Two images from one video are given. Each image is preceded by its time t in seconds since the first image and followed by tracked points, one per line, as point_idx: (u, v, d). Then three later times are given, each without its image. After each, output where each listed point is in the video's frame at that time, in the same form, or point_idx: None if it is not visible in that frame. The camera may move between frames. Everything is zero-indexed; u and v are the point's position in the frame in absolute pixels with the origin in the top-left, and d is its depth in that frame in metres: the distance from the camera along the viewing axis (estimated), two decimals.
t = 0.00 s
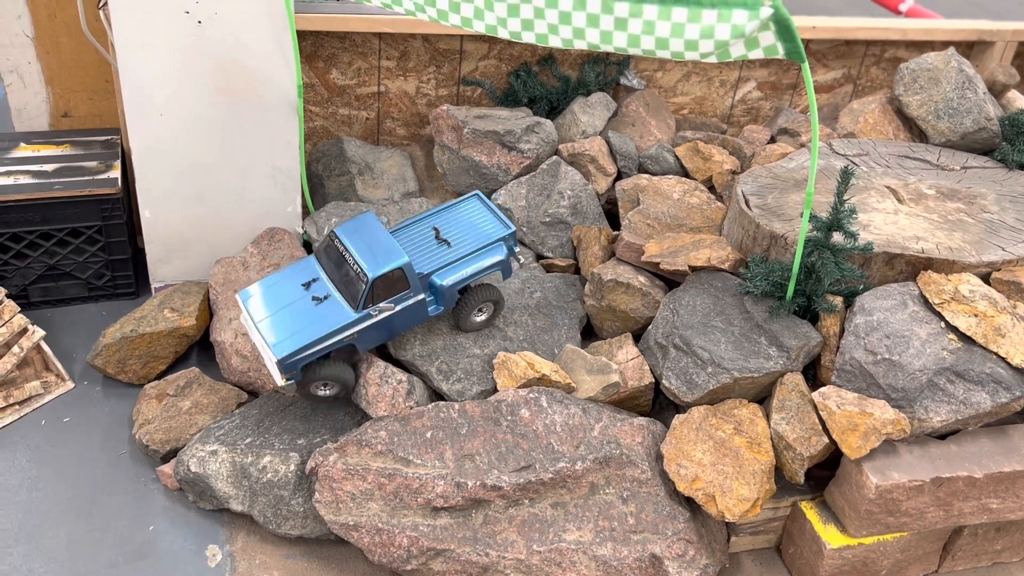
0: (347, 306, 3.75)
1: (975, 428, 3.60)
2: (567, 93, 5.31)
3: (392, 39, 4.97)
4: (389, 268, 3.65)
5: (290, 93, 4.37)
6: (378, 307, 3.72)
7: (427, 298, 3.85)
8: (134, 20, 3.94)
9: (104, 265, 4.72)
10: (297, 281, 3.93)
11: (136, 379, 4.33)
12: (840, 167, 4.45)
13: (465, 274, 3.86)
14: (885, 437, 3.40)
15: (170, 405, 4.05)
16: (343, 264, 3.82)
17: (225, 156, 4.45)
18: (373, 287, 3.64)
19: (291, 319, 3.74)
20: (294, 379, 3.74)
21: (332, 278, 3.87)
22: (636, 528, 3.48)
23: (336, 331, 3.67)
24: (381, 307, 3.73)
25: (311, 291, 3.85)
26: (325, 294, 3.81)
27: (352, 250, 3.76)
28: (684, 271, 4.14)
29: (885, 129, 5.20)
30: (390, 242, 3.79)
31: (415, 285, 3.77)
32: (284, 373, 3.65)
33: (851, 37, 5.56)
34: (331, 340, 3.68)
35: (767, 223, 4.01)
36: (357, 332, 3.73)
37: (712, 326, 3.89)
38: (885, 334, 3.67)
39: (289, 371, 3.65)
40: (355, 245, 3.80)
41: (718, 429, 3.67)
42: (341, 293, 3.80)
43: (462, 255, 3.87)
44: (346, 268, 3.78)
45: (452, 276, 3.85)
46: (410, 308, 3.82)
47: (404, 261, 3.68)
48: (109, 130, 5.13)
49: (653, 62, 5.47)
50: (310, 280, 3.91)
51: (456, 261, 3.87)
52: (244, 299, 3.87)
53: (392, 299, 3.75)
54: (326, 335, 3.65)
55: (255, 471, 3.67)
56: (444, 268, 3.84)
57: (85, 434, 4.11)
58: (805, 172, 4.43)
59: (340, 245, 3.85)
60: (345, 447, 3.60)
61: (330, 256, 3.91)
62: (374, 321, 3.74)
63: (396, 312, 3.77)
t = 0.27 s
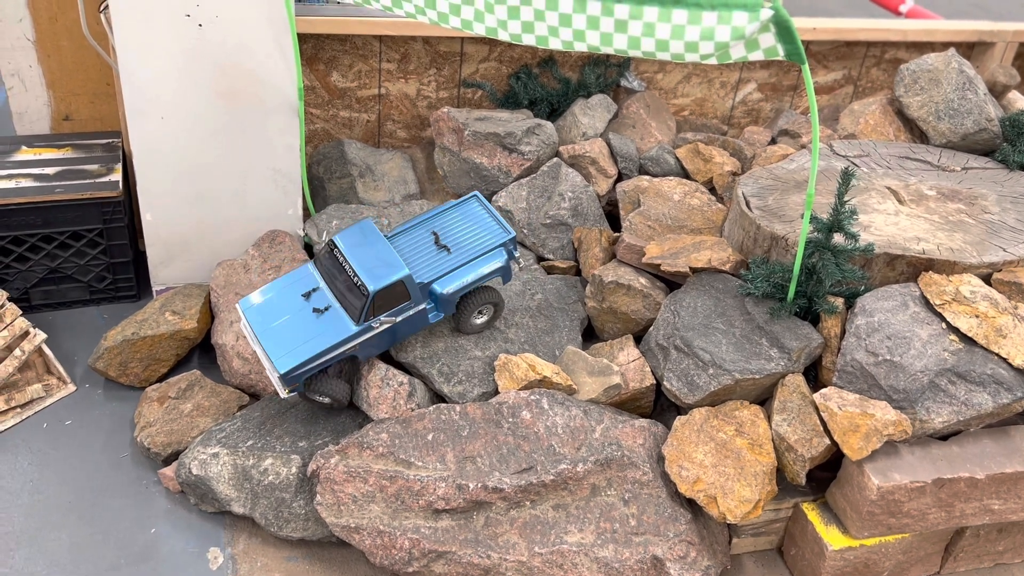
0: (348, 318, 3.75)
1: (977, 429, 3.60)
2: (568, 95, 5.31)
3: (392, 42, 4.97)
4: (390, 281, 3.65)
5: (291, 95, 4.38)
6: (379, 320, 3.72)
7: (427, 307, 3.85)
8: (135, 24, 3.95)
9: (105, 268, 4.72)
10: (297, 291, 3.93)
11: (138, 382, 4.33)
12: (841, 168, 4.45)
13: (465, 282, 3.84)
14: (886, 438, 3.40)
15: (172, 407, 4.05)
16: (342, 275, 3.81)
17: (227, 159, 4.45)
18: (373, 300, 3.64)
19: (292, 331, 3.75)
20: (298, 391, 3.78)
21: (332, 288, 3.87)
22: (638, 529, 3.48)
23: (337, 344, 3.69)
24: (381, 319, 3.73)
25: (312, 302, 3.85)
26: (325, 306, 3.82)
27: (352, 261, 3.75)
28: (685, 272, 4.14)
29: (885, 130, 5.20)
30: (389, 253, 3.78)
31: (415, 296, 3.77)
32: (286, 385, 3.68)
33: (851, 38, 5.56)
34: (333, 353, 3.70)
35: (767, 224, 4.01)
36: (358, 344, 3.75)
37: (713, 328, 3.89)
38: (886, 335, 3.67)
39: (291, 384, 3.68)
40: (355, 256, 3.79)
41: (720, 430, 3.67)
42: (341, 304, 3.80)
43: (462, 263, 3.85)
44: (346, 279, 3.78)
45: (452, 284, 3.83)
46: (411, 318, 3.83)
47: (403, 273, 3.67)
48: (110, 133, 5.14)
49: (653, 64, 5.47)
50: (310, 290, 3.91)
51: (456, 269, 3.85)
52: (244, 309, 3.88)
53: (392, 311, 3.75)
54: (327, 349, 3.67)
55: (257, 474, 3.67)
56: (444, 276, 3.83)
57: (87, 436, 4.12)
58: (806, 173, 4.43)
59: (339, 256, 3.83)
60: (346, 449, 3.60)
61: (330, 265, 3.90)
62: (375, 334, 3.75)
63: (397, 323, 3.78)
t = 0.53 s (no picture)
0: (347, 321, 3.76)
1: (978, 430, 3.60)
2: (568, 97, 5.32)
3: (393, 44, 4.98)
4: (390, 283, 3.65)
5: (292, 97, 4.39)
6: (379, 322, 3.73)
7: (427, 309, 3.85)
8: (137, 27, 3.96)
9: (107, 271, 4.73)
10: (297, 293, 3.93)
11: (140, 384, 4.34)
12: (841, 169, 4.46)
13: (466, 284, 3.84)
14: (887, 439, 3.40)
15: (174, 410, 4.06)
16: (343, 277, 3.81)
17: (228, 161, 4.46)
18: (373, 303, 3.64)
19: (292, 333, 3.76)
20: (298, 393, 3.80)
21: (332, 290, 3.88)
22: (640, 531, 3.48)
23: (337, 347, 3.69)
24: (381, 321, 3.74)
25: (312, 304, 3.85)
26: (325, 308, 3.82)
27: (352, 264, 3.75)
28: (685, 274, 4.14)
29: (886, 131, 5.20)
30: (390, 255, 3.78)
31: (415, 298, 3.76)
32: (286, 387, 3.69)
33: (852, 40, 5.56)
34: (333, 355, 3.70)
35: (768, 226, 4.01)
36: (358, 346, 3.75)
37: (714, 329, 3.89)
38: (887, 336, 3.68)
39: (291, 386, 3.68)
40: (355, 258, 3.79)
41: (721, 432, 3.67)
42: (341, 306, 3.81)
43: (463, 265, 3.85)
44: (346, 282, 3.78)
45: (453, 286, 3.83)
46: (411, 320, 3.83)
47: (404, 275, 3.67)
48: (112, 136, 5.15)
49: (654, 65, 5.47)
50: (310, 292, 3.92)
51: (456, 271, 3.85)
52: (245, 311, 3.89)
53: (392, 314, 3.75)
54: (327, 351, 3.67)
55: (259, 476, 3.68)
56: (445, 278, 3.83)
57: (89, 439, 4.13)
58: (806, 174, 4.44)
59: (339, 258, 3.84)
60: (348, 451, 3.61)
61: (330, 268, 3.90)
62: (375, 336, 3.76)
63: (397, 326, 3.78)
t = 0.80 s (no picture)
0: (339, 327, 3.77)
1: (979, 431, 3.60)
2: (569, 100, 5.33)
3: (394, 47, 4.99)
4: (381, 290, 3.67)
5: (293, 100, 4.40)
6: (370, 328, 3.74)
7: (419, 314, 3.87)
8: (138, 31, 3.97)
9: (109, 274, 4.74)
10: (290, 298, 3.94)
11: (141, 387, 4.35)
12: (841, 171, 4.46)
13: (458, 289, 3.86)
14: (888, 441, 3.40)
15: (175, 413, 4.06)
16: (335, 283, 3.82)
17: (229, 165, 4.47)
18: (364, 309, 3.66)
19: (284, 339, 3.77)
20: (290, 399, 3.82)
21: (324, 296, 3.89)
22: (640, 533, 3.48)
23: (329, 352, 3.71)
24: (373, 327, 3.75)
25: (305, 309, 3.87)
26: (317, 314, 3.83)
27: (344, 270, 3.77)
28: (686, 276, 4.14)
29: (886, 133, 5.20)
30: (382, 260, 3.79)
31: (407, 304, 3.78)
32: (278, 393, 3.70)
33: (852, 41, 5.57)
34: (324, 361, 3.72)
35: (769, 228, 4.01)
36: (350, 352, 3.77)
37: (715, 331, 3.89)
38: (887, 338, 3.68)
39: (283, 392, 3.70)
40: (347, 264, 3.81)
41: (722, 434, 3.67)
42: (333, 312, 3.82)
43: (455, 270, 3.87)
44: (339, 288, 3.79)
45: (445, 291, 3.84)
46: (403, 326, 3.85)
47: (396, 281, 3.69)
48: (113, 139, 5.16)
49: (654, 67, 5.48)
50: (303, 297, 3.93)
51: (449, 276, 3.87)
52: (238, 316, 3.90)
53: (384, 320, 3.77)
54: (319, 358, 3.69)
55: (260, 479, 3.69)
56: (437, 283, 3.84)
57: (91, 442, 4.13)
58: (806, 176, 4.44)
59: (332, 264, 3.85)
60: (349, 454, 3.61)
61: (323, 274, 3.92)
62: (367, 342, 3.78)
63: (388, 331, 3.80)
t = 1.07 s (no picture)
0: (311, 333, 3.75)
1: (980, 433, 3.59)
2: (570, 102, 5.33)
3: (395, 49, 4.99)
4: (349, 296, 3.63)
5: (294, 103, 4.40)
6: (340, 335, 3.72)
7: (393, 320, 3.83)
8: (139, 34, 3.98)
9: (110, 276, 4.75)
10: (266, 304, 3.94)
11: (143, 390, 4.36)
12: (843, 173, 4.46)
13: (432, 294, 3.81)
14: (889, 443, 3.40)
15: (176, 415, 4.07)
16: (308, 289, 3.81)
17: (229, 167, 4.48)
18: (333, 316, 3.63)
19: (257, 345, 3.77)
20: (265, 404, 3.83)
21: (299, 301, 3.87)
22: (642, 535, 3.48)
23: (299, 359, 3.69)
24: (343, 334, 3.72)
25: (278, 316, 3.86)
26: (290, 320, 3.82)
27: (315, 276, 3.75)
28: (687, 277, 4.14)
29: (887, 134, 5.20)
30: (353, 266, 3.77)
31: (379, 310, 3.74)
32: (251, 398, 3.71)
33: (853, 43, 5.57)
34: (295, 367, 3.71)
35: (770, 230, 4.01)
36: (321, 359, 3.75)
37: (716, 333, 3.89)
38: (888, 340, 3.68)
39: (256, 398, 3.71)
40: (319, 270, 3.78)
41: (723, 436, 3.67)
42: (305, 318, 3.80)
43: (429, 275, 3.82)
44: (310, 294, 3.78)
45: (419, 297, 3.80)
46: (375, 332, 3.81)
47: (364, 287, 3.65)
48: (115, 142, 5.16)
49: (655, 69, 5.48)
50: (278, 303, 3.92)
51: (423, 282, 3.83)
52: (215, 322, 3.92)
53: (354, 326, 3.73)
54: (289, 364, 3.68)
55: (262, 481, 3.69)
56: (411, 289, 3.80)
57: (93, 444, 4.14)
58: (808, 178, 4.43)
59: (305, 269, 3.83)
60: (350, 456, 3.61)
61: (297, 279, 3.90)
62: (338, 348, 3.75)
63: (359, 338, 3.77)
